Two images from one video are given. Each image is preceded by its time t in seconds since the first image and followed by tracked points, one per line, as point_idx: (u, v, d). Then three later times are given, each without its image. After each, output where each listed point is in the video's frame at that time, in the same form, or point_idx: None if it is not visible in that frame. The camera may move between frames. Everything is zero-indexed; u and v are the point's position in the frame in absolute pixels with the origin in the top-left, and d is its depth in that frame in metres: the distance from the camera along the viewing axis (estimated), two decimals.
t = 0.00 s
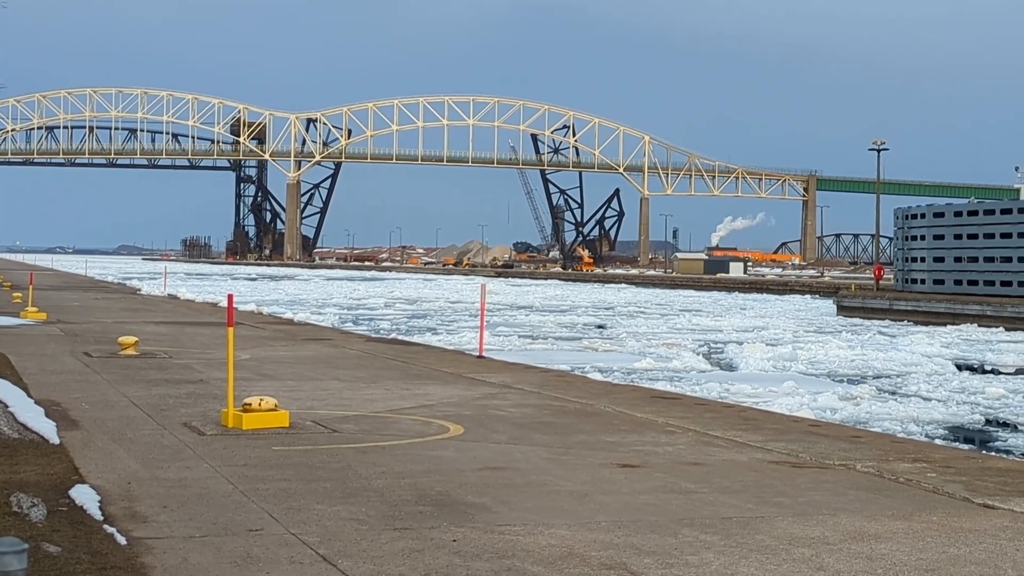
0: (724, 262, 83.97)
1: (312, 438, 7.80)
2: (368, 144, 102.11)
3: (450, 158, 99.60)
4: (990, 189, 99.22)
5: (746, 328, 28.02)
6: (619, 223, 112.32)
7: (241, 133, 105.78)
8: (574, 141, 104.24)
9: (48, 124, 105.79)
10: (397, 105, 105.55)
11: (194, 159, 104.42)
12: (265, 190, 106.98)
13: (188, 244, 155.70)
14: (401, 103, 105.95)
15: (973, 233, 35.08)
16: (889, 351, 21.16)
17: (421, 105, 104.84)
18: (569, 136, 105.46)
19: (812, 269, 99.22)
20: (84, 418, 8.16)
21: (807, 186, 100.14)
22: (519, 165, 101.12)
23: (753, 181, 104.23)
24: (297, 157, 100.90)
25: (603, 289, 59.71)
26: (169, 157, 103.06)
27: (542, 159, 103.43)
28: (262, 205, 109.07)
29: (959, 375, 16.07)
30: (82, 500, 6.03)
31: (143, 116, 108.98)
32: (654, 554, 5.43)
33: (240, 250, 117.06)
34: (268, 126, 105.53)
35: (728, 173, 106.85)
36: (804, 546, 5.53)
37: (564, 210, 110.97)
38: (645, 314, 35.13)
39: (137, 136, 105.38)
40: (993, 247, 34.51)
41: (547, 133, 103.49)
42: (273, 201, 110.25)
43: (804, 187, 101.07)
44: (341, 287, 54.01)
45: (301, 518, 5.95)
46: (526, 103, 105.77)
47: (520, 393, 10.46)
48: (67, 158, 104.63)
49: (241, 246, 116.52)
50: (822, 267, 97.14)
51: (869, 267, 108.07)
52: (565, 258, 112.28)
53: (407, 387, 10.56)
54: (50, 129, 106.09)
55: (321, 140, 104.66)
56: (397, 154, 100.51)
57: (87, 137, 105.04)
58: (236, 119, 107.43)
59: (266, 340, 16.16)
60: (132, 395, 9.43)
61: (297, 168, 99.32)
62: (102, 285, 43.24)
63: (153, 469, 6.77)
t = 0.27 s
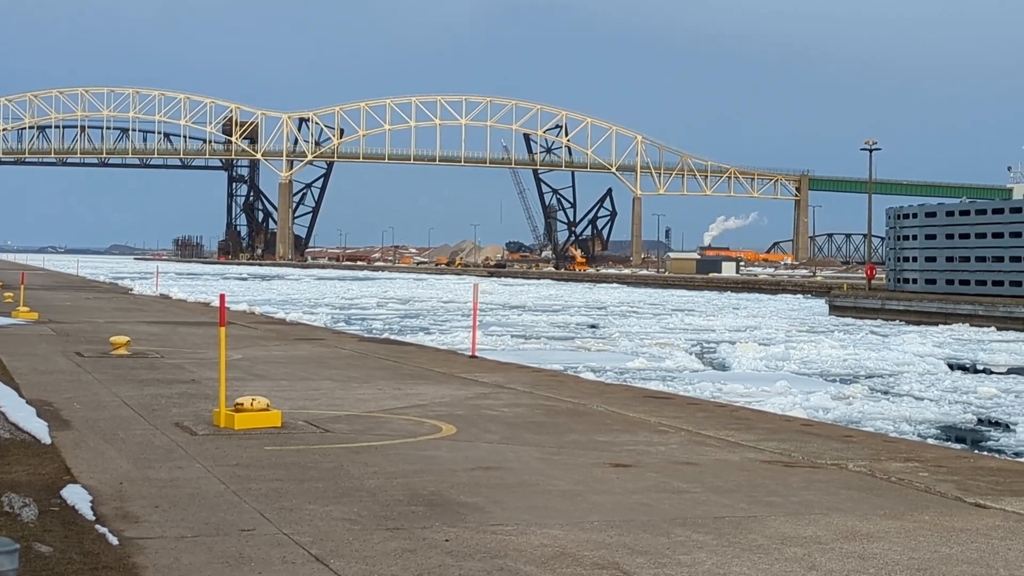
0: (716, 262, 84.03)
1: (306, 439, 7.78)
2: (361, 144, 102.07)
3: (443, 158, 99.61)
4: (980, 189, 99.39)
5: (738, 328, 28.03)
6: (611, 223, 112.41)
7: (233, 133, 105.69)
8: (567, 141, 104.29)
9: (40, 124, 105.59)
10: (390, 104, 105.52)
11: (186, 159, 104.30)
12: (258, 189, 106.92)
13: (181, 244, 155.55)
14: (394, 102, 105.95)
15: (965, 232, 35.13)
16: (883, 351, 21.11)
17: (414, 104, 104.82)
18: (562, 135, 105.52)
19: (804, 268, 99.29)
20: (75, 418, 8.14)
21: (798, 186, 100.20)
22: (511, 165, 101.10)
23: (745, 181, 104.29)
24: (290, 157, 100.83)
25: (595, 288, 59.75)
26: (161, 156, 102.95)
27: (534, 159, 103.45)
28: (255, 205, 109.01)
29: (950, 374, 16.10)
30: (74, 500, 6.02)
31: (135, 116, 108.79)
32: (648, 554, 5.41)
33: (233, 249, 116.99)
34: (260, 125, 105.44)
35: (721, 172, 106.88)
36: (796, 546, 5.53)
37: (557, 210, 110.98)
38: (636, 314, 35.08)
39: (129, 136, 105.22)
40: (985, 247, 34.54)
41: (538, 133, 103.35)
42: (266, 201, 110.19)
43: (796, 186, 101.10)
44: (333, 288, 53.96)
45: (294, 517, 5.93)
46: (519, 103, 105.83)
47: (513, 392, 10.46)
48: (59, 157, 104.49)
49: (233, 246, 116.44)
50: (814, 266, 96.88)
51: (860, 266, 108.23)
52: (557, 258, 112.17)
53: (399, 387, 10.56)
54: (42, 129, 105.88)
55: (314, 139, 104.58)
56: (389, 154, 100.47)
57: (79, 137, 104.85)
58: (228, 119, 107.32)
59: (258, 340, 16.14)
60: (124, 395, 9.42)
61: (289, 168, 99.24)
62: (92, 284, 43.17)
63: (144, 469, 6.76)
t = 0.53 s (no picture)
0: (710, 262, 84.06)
1: (301, 439, 7.78)
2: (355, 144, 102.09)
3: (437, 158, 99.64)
4: (973, 189, 99.48)
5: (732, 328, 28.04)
6: (605, 223, 112.48)
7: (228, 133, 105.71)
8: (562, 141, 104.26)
9: (34, 124, 105.58)
10: (385, 105, 105.52)
11: (180, 159, 104.31)
12: (252, 189, 106.96)
13: (175, 243, 155.55)
14: (388, 103, 105.95)
15: (959, 233, 35.16)
16: (879, 352, 21.15)
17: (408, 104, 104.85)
18: (557, 136, 105.51)
19: (798, 268, 99.34)
20: (70, 419, 8.14)
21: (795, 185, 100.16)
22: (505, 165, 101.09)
23: (740, 181, 104.32)
24: (284, 157, 100.83)
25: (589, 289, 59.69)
26: (155, 156, 102.95)
27: (529, 159, 103.48)
28: (250, 205, 109.03)
29: (944, 375, 16.16)
30: (68, 500, 6.02)
31: (130, 116, 108.77)
32: (641, 554, 5.42)
33: (228, 249, 117.00)
34: (254, 125, 105.48)
35: (715, 173, 106.88)
36: (790, 546, 5.53)
37: (551, 210, 110.99)
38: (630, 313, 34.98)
39: (124, 136, 105.17)
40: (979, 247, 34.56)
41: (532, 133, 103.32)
42: (261, 201, 110.20)
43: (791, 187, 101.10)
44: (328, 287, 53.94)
45: (288, 518, 5.93)
46: (513, 103, 105.81)
47: (508, 392, 10.46)
48: (53, 157, 104.40)
49: (228, 246, 116.42)
50: (808, 267, 96.75)
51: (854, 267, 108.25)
52: (551, 257, 112.04)
53: (394, 387, 10.55)
54: (35, 128, 105.81)
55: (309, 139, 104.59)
56: (384, 154, 100.50)
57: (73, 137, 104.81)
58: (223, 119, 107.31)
59: (253, 340, 16.13)
60: (119, 395, 9.41)
61: (284, 168, 99.25)
62: (85, 284, 43.17)
63: (139, 470, 6.76)
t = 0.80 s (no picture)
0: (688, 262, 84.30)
1: (278, 438, 7.78)
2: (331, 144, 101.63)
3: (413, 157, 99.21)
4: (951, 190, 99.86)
5: (706, 326, 28.12)
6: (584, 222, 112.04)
7: (204, 132, 105.06)
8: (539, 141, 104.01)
9: (9, 123, 104.83)
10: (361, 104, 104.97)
11: (155, 157, 103.66)
12: (230, 188, 106.33)
13: (153, 243, 154.58)
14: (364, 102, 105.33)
15: (933, 232, 35.28)
16: (852, 348, 21.21)
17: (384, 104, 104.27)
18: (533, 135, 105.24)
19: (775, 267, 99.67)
20: (45, 418, 8.11)
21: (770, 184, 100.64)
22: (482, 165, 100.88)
23: (717, 180, 104.52)
24: (260, 156, 100.36)
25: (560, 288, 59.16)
26: (129, 155, 102.32)
27: (505, 158, 103.33)
28: (226, 204, 108.45)
29: (918, 373, 16.17)
30: (43, 499, 6.00)
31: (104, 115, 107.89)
32: (617, 552, 5.42)
33: (203, 249, 116.31)
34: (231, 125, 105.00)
35: (693, 172, 106.87)
36: (766, 543, 5.54)
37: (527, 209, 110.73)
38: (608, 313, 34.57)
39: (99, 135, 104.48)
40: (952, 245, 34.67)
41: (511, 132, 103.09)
42: (239, 201, 109.70)
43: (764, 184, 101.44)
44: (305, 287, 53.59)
45: (263, 517, 5.93)
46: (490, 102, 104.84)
47: (483, 391, 10.46)
48: (28, 156, 103.57)
49: (206, 245, 115.89)
50: (784, 265, 96.87)
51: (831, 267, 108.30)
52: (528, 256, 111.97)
53: (370, 386, 10.54)
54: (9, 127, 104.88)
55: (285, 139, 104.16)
56: (360, 154, 100.24)
57: (48, 136, 104.06)
58: (199, 118, 106.71)
59: (229, 339, 16.04)
60: (94, 395, 9.36)
61: (262, 168, 98.71)
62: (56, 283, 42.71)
63: (115, 469, 6.74)
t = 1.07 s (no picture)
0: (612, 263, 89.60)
1: (303, 377, 11.60)
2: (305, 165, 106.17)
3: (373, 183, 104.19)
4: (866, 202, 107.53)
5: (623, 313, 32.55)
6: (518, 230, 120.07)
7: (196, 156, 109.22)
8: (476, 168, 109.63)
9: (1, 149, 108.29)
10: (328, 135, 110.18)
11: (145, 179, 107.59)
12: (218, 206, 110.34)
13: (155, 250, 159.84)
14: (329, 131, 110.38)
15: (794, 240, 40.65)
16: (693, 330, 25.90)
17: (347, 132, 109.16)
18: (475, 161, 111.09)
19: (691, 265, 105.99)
20: (166, 366, 11.98)
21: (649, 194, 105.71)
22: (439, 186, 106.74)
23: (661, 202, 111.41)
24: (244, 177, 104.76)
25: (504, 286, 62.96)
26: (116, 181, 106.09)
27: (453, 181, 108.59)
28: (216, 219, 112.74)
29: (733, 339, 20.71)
30: (164, 418, 9.79)
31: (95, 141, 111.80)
32: (520, 445, 9.40)
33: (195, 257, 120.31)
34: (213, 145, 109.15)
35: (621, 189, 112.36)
36: (608, 439, 9.57)
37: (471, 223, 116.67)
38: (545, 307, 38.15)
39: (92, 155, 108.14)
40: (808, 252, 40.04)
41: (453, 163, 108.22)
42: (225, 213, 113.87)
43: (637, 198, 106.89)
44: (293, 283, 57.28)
45: (303, 426, 9.75)
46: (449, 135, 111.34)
47: (439, 346, 14.36)
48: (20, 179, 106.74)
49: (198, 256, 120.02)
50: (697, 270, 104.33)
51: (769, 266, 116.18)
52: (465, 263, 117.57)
53: (358, 345, 14.40)
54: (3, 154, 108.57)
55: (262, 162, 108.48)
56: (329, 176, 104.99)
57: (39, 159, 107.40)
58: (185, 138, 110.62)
59: (243, 318, 19.81)
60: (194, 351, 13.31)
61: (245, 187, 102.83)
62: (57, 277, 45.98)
63: (207, 397, 10.55)
